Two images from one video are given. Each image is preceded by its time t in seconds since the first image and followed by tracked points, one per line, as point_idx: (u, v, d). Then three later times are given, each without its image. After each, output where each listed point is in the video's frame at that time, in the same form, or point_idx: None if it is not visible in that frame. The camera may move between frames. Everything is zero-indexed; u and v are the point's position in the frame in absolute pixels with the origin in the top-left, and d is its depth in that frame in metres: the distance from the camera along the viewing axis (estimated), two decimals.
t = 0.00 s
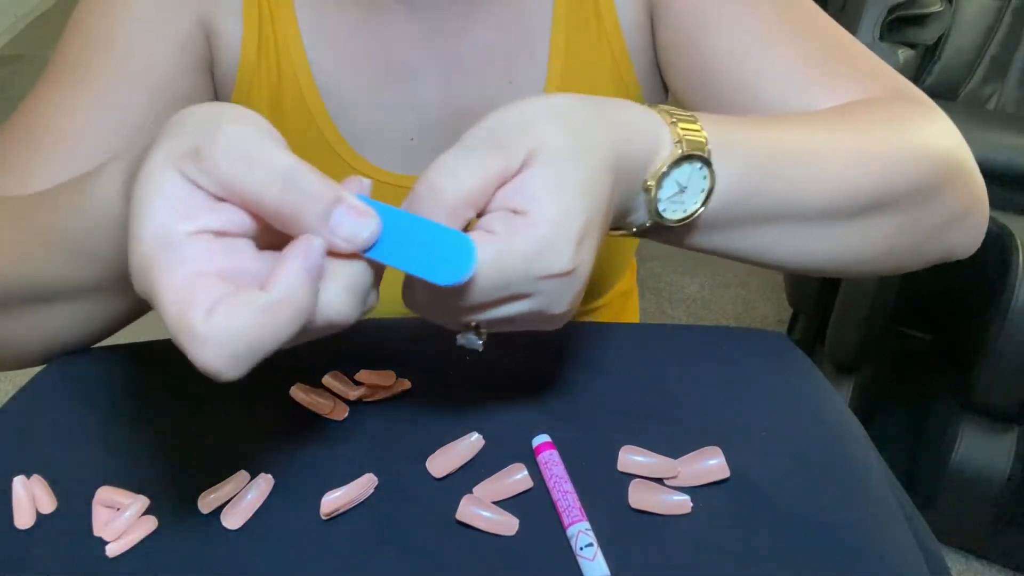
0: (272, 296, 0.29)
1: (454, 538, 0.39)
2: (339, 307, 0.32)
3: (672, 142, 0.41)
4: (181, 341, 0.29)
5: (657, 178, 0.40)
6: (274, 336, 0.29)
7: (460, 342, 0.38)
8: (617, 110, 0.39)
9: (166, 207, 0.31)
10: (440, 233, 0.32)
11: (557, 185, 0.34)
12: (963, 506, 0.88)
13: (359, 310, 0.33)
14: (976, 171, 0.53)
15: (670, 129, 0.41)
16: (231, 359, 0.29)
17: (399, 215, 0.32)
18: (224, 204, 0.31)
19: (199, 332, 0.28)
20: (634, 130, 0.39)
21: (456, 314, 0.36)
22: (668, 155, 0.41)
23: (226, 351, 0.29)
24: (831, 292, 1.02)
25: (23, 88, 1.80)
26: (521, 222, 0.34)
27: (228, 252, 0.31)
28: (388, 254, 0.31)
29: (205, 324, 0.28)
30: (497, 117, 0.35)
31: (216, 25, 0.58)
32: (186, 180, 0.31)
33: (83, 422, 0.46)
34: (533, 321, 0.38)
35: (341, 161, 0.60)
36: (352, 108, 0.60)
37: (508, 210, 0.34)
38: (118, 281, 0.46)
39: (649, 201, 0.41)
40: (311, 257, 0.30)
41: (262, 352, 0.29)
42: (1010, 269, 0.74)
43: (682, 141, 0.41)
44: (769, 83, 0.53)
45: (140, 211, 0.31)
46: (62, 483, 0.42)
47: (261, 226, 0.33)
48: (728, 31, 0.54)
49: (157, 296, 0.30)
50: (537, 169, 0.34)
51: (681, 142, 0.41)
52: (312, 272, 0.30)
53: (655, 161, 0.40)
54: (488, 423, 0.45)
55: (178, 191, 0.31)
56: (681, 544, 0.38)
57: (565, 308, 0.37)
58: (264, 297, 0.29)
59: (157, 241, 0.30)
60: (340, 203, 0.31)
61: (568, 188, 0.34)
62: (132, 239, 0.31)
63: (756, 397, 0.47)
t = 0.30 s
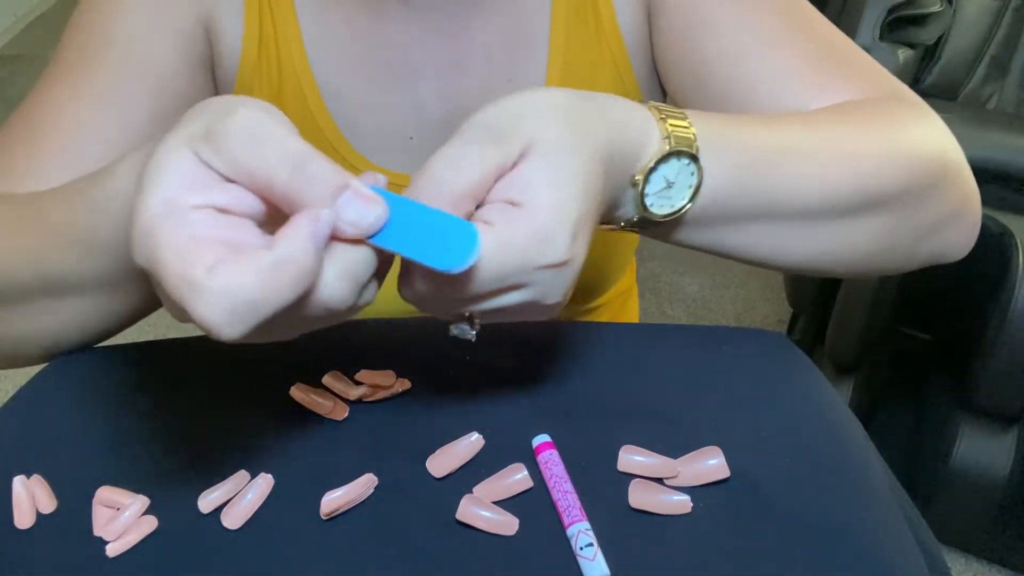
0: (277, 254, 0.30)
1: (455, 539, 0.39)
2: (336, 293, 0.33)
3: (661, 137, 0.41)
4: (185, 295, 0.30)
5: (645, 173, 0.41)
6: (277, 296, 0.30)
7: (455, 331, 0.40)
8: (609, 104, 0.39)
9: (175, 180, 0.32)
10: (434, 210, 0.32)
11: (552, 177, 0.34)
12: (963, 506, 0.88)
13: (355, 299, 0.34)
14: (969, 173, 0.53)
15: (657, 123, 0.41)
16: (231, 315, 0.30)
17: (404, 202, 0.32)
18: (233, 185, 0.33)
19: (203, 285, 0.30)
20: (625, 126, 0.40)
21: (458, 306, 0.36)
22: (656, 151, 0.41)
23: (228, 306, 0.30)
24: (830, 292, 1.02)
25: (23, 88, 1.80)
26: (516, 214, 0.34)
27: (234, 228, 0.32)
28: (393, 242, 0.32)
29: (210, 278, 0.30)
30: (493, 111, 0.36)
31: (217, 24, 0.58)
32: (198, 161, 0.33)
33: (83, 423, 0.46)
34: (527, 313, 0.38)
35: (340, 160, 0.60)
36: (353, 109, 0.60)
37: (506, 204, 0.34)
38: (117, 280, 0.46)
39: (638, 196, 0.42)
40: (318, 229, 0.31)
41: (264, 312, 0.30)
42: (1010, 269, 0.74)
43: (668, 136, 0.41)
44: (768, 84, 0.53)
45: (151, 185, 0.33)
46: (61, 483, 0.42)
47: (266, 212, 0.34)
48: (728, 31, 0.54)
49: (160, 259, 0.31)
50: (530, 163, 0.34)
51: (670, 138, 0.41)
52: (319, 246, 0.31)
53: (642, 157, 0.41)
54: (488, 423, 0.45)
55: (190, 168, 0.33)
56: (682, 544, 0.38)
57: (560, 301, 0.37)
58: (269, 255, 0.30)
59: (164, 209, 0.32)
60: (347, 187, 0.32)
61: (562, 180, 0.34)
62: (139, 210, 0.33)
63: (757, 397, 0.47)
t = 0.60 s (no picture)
0: (278, 249, 0.30)
1: (455, 538, 0.39)
2: (332, 295, 0.32)
3: (663, 136, 0.41)
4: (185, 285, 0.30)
5: (647, 172, 0.41)
6: (275, 292, 0.30)
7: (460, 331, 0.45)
8: (616, 105, 0.39)
9: (183, 177, 0.33)
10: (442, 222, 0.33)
11: (564, 184, 0.34)
12: (963, 506, 0.88)
13: (351, 304, 0.34)
14: (976, 170, 0.53)
15: (659, 122, 0.41)
16: (229, 306, 0.30)
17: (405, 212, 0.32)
18: (240, 188, 0.33)
19: (203, 277, 0.30)
20: (630, 124, 0.39)
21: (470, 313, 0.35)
22: (658, 150, 0.41)
23: (229, 295, 0.30)
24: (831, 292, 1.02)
25: (22, 88, 1.80)
26: (529, 222, 0.34)
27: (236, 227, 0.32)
28: (392, 250, 0.31)
29: (210, 270, 0.30)
30: (502, 113, 0.36)
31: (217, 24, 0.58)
32: (207, 161, 0.33)
33: (84, 423, 0.46)
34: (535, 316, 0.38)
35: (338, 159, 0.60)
36: (352, 109, 0.60)
37: (516, 210, 0.34)
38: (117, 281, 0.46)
39: (637, 194, 0.42)
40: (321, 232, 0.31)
41: (262, 305, 0.30)
42: (1010, 269, 0.74)
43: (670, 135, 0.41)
44: (767, 84, 0.53)
45: (158, 180, 0.33)
46: (61, 483, 0.42)
47: (270, 217, 0.35)
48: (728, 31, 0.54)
49: (162, 252, 0.31)
50: (541, 169, 0.34)
51: (672, 138, 0.41)
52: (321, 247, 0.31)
53: (645, 154, 0.41)
54: (488, 423, 0.45)
55: (199, 168, 0.33)
56: (682, 544, 0.38)
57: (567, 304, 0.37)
58: (271, 249, 0.30)
59: (170, 204, 0.32)
60: (351, 196, 0.32)
61: (573, 187, 0.34)
62: (144, 204, 0.33)
63: (757, 397, 0.47)
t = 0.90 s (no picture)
0: (274, 231, 0.30)
1: (455, 538, 0.39)
2: (328, 282, 0.32)
3: (658, 128, 0.41)
4: (178, 266, 0.30)
5: (640, 165, 0.41)
6: (272, 274, 0.30)
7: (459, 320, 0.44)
8: (610, 95, 0.39)
9: (183, 162, 0.32)
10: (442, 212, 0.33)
11: (565, 171, 0.34)
12: (963, 506, 0.88)
13: (345, 296, 0.33)
14: (965, 171, 0.53)
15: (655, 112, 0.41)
16: (223, 287, 0.30)
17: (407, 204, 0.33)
18: (240, 176, 0.33)
19: (198, 257, 0.30)
20: (626, 115, 0.39)
21: (468, 300, 0.36)
22: (653, 141, 0.41)
23: (223, 275, 0.30)
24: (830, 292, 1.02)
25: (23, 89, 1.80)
26: (530, 209, 0.34)
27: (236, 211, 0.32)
28: (392, 240, 0.32)
29: (204, 251, 0.30)
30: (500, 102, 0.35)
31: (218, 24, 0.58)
32: (208, 147, 0.33)
33: (83, 423, 0.46)
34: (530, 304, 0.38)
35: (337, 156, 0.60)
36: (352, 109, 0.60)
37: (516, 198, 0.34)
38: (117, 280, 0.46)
39: (630, 186, 0.42)
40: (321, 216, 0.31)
41: (255, 288, 0.30)
42: (1010, 270, 0.74)
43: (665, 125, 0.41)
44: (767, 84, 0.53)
45: (158, 165, 0.33)
46: (61, 483, 0.42)
47: (268, 207, 0.35)
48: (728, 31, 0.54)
49: (157, 233, 0.31)
50: (542, 157, 0.34)
51: (666, 129, 0.41)
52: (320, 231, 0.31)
53: (639, 146, 0.41)
54: (487, 423, 0.45)
55: (200, 154, 0.33)
56: (682, 544, 0.38)
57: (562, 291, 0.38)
58: (267, 231, 0.30)
59: (169, 187, 0.32)
60: (351, 185, 0.32)
61: (573, 174, 0.34)
62: (142, 188, 0.32)
63: (757, 397, 0.47)
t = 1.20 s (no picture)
0: (283, 263, 0.30)
1: (454, 539, 0.39)
2: (336, 306, 0.33)
3: (659, 133, 0.41)
4: (190, 300, 0.30)
5: (648, 168, 0.41)
6: (282, 305, 0.30)
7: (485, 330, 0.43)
8: (605, 105, 0.39)
9: (178, 183, 0.31)
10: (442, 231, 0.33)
11: (552, 175, 0.35)
12: (963, 506, 0.88)
13: (350, 313, 0.34)
14: (980, 153, 0.53)
15: (654, 119, 0.42)
16: (236, 321, 0.30)
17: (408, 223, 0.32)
18: (238, 192, 0.32)
19: (210, 292, 0.30)
20: (626, 123, 0.40)
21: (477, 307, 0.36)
22: (656, 145, 0.41)
23: (233, 310, 0.30)
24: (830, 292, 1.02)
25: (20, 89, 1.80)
26: (522, 212, 0.34)
27: (238, 235, 0.32)
28: (394, 263, 0.32)
29: (217, 285, 0.30)
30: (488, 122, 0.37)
31: (219, 24, 0.58)
32: (202, 163, 0.32)
33: (82, 424, 0.46)
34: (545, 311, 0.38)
35: (339, 155, 0.60)
36: (351, 108, 0.60)
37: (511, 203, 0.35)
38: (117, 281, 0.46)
39: (639, 194, 0.42)
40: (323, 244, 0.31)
41: (268, 319, 0.30)
42: (1010, 270, 0.74)
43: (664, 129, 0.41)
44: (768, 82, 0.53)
45: (153, 186, 0.32)
46: (61, 483, 0.42)
47: (268, 219, 0.34)
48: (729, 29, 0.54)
49: (164, 263, 0.31)
50: (530, 164, 0.35)
51: (667, 133, 0.41)
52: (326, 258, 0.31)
53: (642, 152, 0.41)
54: (487, 422, 0.45)
55: (196, 171, 0.32)
56: (681, 545, 0.38)
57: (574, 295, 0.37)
58: (276, 263, 0.30)
59: (167, 211, 0.31)
60: (354, 204, 0.32)
61: (563, 177, 0.35)
62: (140, 212, 0.32)
63: (757, 397, 0.47)
